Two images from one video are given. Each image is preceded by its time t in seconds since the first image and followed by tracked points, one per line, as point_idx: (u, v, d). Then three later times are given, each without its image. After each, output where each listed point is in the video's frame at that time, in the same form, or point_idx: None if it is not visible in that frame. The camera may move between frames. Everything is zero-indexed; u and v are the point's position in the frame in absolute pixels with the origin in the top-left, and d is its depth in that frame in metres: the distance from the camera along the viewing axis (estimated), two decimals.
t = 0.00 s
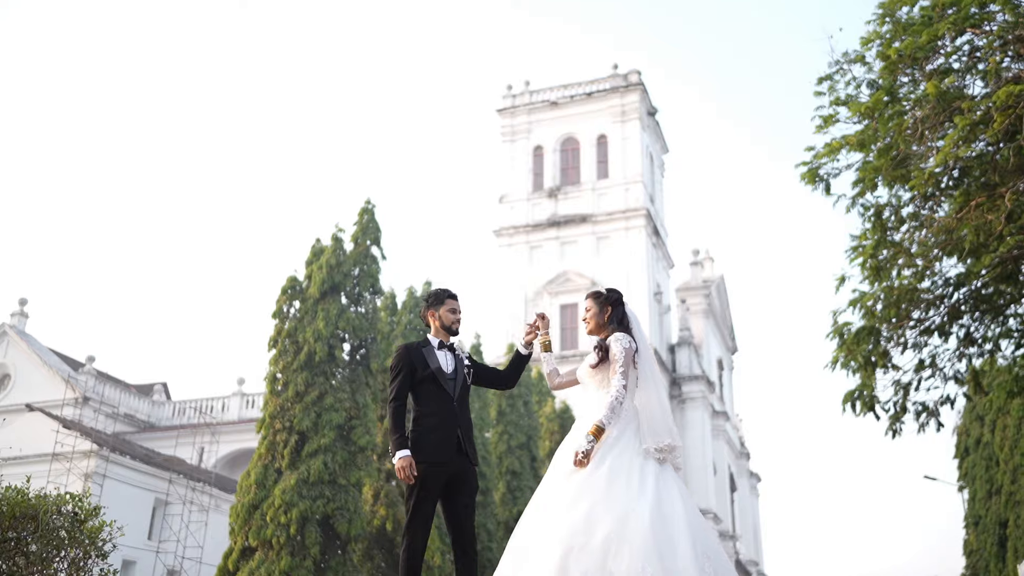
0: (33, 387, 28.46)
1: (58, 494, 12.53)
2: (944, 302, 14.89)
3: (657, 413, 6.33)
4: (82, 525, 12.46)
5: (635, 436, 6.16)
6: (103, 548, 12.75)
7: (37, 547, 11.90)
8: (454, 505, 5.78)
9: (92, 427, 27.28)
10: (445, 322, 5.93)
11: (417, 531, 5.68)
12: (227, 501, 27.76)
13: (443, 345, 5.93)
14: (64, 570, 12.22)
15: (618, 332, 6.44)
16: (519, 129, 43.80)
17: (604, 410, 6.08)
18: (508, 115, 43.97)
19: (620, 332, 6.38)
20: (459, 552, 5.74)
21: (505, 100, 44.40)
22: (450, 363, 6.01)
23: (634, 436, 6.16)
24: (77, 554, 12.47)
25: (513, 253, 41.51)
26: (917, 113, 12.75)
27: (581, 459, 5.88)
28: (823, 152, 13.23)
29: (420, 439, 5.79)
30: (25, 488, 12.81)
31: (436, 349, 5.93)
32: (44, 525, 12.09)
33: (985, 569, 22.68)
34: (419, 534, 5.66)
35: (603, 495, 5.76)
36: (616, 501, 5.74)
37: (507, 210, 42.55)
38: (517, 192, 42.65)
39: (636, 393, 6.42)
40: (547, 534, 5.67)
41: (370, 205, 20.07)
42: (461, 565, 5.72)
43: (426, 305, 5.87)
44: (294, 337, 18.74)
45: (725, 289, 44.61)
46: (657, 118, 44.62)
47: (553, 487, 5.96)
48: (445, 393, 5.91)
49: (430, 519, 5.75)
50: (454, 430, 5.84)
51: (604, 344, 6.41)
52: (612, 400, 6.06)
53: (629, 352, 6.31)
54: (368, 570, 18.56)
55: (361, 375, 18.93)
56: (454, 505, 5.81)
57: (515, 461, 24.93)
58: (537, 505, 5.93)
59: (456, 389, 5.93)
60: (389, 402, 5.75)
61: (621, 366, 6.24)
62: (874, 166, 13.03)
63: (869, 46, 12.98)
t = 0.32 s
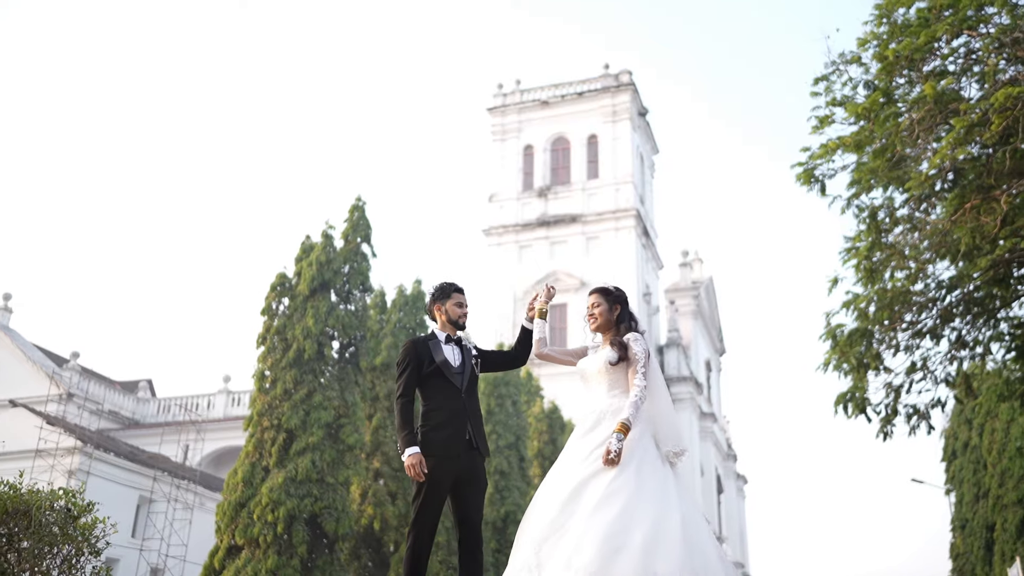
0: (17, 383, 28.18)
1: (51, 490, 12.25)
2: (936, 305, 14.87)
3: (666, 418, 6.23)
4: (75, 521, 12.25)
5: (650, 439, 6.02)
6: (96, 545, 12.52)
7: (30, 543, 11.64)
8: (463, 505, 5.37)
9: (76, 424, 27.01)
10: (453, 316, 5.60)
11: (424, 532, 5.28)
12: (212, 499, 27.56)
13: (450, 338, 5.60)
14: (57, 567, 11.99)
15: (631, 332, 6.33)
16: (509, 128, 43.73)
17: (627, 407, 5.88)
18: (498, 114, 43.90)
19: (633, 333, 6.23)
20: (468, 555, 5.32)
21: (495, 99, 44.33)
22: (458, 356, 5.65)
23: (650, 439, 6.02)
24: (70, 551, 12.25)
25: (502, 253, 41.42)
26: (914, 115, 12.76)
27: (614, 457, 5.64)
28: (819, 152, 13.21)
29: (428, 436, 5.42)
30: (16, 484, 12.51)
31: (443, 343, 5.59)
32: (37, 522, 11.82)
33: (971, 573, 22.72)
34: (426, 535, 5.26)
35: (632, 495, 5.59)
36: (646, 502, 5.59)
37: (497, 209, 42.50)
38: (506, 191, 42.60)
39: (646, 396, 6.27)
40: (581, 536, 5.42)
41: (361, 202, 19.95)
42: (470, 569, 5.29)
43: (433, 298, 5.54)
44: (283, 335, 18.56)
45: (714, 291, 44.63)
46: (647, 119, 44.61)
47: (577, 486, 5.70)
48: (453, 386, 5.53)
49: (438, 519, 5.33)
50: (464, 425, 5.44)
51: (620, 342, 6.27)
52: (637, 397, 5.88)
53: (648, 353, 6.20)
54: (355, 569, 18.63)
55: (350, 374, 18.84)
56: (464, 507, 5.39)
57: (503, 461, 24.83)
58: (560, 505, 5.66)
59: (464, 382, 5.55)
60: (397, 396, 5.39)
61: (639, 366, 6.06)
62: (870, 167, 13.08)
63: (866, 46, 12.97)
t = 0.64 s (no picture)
0: None
1: (37, 481, 11.80)
2: (922, 307, 14.89)
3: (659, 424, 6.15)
4: (61, 514, 11.81)
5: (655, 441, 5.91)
6: (82, 538, 12.11)
7: (14, 535, 11.17)
8: (465, 501, 5.12)
9: (51, 417, 26.67)
10: (455, 307, 5.34)
11: (425, 529, 5.02)
12: (189, 495, 27.29)
13: (451, 329, 5.33)
14: (42, 561, 11.55)
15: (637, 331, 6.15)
16: (492, 126, 43.62)
17: (645, 407, 5.70)
18: (483, 112, 43.81)
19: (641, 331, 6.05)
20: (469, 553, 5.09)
21: (480, 96, 44.24)
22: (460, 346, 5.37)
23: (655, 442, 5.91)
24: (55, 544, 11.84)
25: (485, 251, 41.32)
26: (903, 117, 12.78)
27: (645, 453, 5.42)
28: (809, 153, 13.19)
29: (430, 427, 5.16)
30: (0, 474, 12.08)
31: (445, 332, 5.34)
32: (22, 513, 11.37)
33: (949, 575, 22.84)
34: (426, 533, 5.01)
35: (662, 496, 5.39)
36: (674, 505, 5.43)
37: (480, 207, 42.43)
38: (490, 189, 42.54)
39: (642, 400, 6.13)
40: (625, 539, 5.10)
41: (346, 197, 19.79)
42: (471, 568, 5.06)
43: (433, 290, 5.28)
44: (265, 329, 18.36)
45: (695, 292, 44.70)
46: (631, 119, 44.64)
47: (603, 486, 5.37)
48: (455, 376, 5.27)
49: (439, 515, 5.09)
50: (467, 417, 5.19)
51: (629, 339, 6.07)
52: (654, 398, 5.74)
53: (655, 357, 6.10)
54: (334, 568, 18.50)
55: (332, 369, 18.66)
56: (466, 502, 5.14)
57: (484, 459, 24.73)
58: (588, 504, 5.28)
59: (466, 372, 5.29)
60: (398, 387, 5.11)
61: (655, 367, 5.92)
62: (859, 169, 13.11)
63: (857, 48, 12.99)
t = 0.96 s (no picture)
0: None
1: (26, 473, 11.57)
2: (909, 309, 14.91)
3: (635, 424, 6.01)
4: (50, 508, 11.58)
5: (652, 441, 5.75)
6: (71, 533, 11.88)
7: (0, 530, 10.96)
8: (470, 495, 4.89)
9: (30, 413, 26.36)
10: (459, 299, 5.13)
11: (428, 525, 4.84)
12: (168, 492, 27.02)
13: (457, 321, 5.13)
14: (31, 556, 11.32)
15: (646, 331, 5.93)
16: (478, 125, 43.53)
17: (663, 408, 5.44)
18: (468, 110, 43.71)
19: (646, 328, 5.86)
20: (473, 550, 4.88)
21: (466, 95, 44.14)
22: (467, 339, 5.17)
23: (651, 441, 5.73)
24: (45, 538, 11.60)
25: (469, 249, 41.20)
26: (894, 119, 12.83)
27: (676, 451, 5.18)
28: (799, 153, 13.18)
29: (434, 421, 4.97)
30: None
31: (450, 324, 5.15)
32: (13, 507, 11.18)
33: None
34: (429, 529, 4.83)
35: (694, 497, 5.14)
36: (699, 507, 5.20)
37: (465, 206, 42.32)
38: (475, 187, 42.45)
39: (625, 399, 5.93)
40: (686, 540, 4.76)
41: (332, 193, 19.65)
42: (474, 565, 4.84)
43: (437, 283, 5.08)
44: (248, 325, 18.19)
45: (679, 293, 44.72)
46: (617, 120, 44.63)
47: (645, 478, 4.98)
48: (460, 368, 5.06)
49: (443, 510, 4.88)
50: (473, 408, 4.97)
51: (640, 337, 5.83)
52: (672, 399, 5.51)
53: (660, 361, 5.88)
54: (316, 567, 18.33)
55: (316, 366, 18.50)
56: (471, 497, 4.90)
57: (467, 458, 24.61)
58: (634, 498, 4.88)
59: (471, 364, 5.07)
60: (401, 380, 4.95)
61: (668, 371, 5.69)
62: (850, 169, 13.15)
63: (849, 49, 12.99)
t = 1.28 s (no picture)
0: None
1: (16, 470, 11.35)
2: (898, 312, 14.94)
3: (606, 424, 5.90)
4: (40, 506, 11.33)
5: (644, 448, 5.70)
6: (62, 531, 11.66)
7: None
8: (474, 495, 4.78)
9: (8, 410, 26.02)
10: (465, 295, 5.04)
11: (432, 524, 4.74)
12: (148, 492, 26.73)
13: (463, 316, 5.02)
14: (20, 556, 11.11)
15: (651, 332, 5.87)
16: (465, 124, 43.44)
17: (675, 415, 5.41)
18: (455, 109, 43.60)
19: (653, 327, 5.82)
20: (477, 549, 4.79)
21: (452, 94, 44.03)
22: (473, 334, 5.05)
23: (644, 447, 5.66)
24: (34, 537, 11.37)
25: (454, 249, 41.07)
26: (886, 121, 12.85)
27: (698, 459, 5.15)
28: (791, 155, 13.16)
29: (439, 418, 4.87)
30: None
31: (456, 319, 5.04)
32: None
33: None
34: (431, 527, 4.73)
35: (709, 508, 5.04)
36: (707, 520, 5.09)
37: (450, 205, 42.20)
38: (461, 187, 42.34)
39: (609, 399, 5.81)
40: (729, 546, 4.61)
41: (318, 190, 19.49)
42: (478, 564, 4.75)
43: (444, 278, 5.00)
44: (233, 323, 18.01)
45: (664, 295, 44.74)
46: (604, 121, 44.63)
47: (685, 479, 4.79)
48: (465, 364, 4.94)
49: (447, 509, 4.78)
50: (478, 405, 4.85)
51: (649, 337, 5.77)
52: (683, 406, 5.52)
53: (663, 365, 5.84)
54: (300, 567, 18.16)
55: (302, 365, 18.35)
56: (475, 495, 4.79)
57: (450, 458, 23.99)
58: (680, 497, 4.67)
59: (477, 360, 4.95)
60: (406, 376, 4.85)
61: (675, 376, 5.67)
62: (843, 172, 13.16)
63: (842, 51, 12.98)
